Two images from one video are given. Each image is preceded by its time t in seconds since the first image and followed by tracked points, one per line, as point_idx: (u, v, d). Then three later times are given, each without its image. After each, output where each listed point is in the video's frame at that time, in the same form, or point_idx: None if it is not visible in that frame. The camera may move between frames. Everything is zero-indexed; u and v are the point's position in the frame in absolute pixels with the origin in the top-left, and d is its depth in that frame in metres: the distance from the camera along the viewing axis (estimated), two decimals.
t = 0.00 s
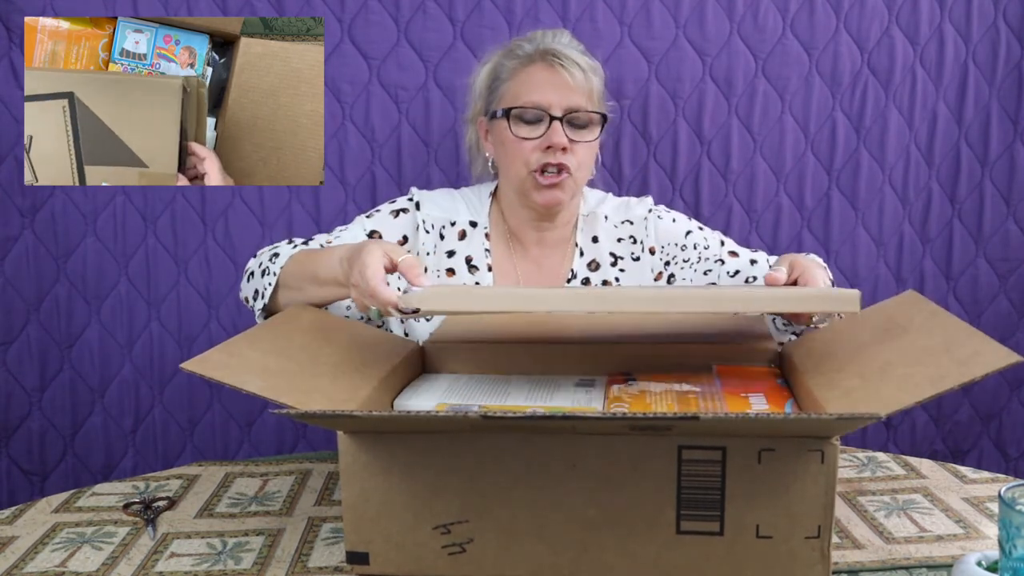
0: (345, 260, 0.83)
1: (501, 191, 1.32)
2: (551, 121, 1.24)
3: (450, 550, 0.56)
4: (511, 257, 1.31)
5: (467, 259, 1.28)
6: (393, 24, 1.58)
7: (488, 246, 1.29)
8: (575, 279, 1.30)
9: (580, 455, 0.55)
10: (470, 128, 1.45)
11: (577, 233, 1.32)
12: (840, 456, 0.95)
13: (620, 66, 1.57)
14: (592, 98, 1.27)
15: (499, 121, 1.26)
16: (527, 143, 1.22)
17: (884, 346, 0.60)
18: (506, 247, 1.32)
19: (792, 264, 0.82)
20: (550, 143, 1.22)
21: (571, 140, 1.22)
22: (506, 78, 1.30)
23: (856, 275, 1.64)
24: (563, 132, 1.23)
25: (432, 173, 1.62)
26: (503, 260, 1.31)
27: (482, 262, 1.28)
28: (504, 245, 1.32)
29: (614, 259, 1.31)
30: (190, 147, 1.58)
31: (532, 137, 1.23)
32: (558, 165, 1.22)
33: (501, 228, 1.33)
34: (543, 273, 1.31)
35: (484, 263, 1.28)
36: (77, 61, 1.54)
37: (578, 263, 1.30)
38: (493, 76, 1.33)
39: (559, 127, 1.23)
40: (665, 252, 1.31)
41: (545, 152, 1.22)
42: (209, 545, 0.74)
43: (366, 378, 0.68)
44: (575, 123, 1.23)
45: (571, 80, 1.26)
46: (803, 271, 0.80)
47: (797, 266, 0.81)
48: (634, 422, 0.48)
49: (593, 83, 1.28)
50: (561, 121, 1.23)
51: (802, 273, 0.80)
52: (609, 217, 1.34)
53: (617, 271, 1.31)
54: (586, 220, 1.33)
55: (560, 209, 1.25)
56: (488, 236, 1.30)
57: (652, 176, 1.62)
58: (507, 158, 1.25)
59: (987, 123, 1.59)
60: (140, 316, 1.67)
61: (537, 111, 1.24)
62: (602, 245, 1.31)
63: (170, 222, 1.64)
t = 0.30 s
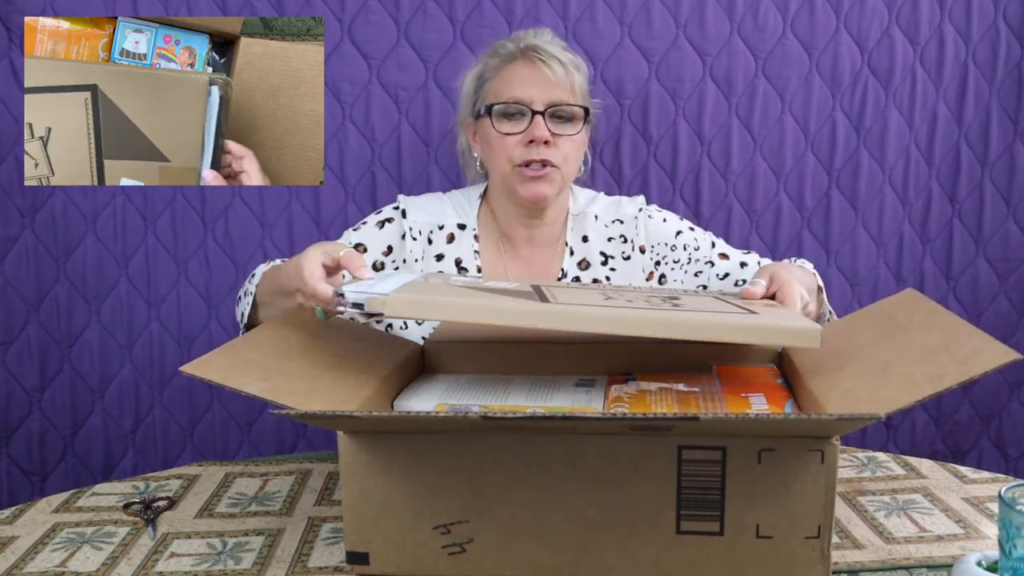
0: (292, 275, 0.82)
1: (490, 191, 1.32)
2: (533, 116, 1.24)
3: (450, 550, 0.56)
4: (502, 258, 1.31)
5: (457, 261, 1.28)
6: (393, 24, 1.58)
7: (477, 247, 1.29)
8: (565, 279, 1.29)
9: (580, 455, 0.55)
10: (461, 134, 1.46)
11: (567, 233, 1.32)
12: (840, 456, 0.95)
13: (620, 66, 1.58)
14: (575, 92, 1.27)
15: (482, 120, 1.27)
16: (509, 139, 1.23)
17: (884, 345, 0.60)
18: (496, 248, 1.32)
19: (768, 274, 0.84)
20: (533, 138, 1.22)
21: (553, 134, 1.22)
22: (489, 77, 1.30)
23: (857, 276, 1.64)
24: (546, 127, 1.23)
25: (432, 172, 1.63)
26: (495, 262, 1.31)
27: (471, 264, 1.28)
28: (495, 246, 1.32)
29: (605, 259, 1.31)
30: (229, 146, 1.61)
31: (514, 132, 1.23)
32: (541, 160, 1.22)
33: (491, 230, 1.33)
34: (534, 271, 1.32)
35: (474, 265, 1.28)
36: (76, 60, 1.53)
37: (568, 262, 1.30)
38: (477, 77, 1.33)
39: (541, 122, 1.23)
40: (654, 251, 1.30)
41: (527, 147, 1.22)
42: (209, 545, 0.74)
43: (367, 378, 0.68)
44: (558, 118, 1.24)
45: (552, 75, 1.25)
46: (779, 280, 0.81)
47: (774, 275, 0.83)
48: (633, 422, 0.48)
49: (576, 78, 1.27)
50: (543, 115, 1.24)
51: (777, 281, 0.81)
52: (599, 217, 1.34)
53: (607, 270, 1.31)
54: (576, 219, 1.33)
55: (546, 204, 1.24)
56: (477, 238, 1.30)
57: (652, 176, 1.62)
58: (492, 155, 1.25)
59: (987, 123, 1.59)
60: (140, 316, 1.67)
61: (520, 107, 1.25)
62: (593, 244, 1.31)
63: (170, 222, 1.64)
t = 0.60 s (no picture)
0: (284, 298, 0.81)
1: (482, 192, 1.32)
2: (516, 110, 1.24)
3: (450, 550, 0.56)
4: (495, 258, 1.32)
5: (449, 264, 1.29)
6: (392, 24, 1.58)
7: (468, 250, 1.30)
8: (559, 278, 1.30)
9: (580, 455, 0.55)
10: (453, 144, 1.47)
11: (561, 231, 1.32)
12: (840, 456, 0.95)
13: (620, 66, 1.58)
14: (556, 85, 1.28)
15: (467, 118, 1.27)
16: (495, 133, 1.23)
17: (884, 344, 0.60)
18: (489, 247, 1.32)
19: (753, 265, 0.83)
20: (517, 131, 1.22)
21: (538, 127, 1.23)
22: (473, 78, 1.31)
23: (857, 276, 1.64)
24: (529, 119, 1.23)
25: (432, 172, 1.63)
26: (488, 263, 1.32)
27: (463, 266, 1.28)
28: (488, 247, 1.32)
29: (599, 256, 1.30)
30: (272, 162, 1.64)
31: (500, 128, 1.23)
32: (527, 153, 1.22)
33: (483, 230, 1.33)
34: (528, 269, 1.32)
35: (466, 268, 1.28)
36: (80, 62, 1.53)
37: (562, 260, 1.30)
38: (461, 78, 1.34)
39: (525, 115, 1.24)
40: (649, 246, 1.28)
41: (513, 140, 1.22)
42: (209, 545, 0.74)
43: (367, 378, 0.68)
44: (541, 110, 1.24)
45: (532, 69, 1.27)
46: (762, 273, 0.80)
47: (758, 266, 0.82)
48: (633, 422, 0.48)
49: (556, 73, 1.29)
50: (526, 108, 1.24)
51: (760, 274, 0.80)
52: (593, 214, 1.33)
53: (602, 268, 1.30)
54: (570, 218, 1.32)
55: (535, 199, 1.24)
56: (468, 241, 1.31)
57: (652, 176, 1.62)
58: (479, 152, 1.26)
59: (987, 123, 1.59)
60: (140, 316, 1.67)
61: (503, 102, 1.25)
62: (587, 243, 1.30)
63: (170, 222, 1.64)
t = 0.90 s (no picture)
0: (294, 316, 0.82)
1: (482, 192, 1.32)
2: (515, 108, 1.24)
3: (450, 550, 0.56)
4: (495, 259, 1.31)
5: (449, 265, 1.27)
6: (393, 24, 1.58)
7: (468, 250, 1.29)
8: (561, 279, 1.29)
9: (580, 455, 0.55)
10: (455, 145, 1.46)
11: (562, 232, 1.31)
12: (840, 456, 0.95)
13: (620, 66, 1.58)
14: (556, 83, 1.28)
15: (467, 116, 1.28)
16: (494, 131, 1.23)
17: (884, 344, 0.60)
18: (488, 247, 1.32)
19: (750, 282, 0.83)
20: (516, 128, 1.22)
21: (536, 127, 1.22)
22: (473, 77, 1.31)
23: (857, 276, 1.64)
24: (528, 117, 1.23)
25: (432, 172, 1.63)
26: (487, 264, 1.31)
27: (463, 268, 1.27)
28: (488, 247, 1.31)
29: (601, 259, 1.30)
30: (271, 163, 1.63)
31: (499, 128, 1.23)
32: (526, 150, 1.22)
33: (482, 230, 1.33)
34: (527, 268, 1.31)
35: (467, 268, 1.27)
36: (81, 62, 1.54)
37: (562, 262, 1.29)
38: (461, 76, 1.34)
39: (524, 113, 1.24)
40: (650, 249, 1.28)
41: (512, 138, 1.22)
42: (209, 545, 0.74)
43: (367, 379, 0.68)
44: (540, 109, 1.24)
45: (531, 67, 1.27)
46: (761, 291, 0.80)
47: (757, 282, 0.81)
48: (634, 422, 0.48)
49: (554, 71, 1.29)
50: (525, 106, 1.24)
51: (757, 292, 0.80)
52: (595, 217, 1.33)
53: (603, 270, 1.29)
54: (571, 219, 1.32)
55: (533, 198, 1.23)
56: (468, 241, 1.30)
57: (652, 176, 1.62)
58: (478, 150, 1.26)
59: (987, 123, 1.59)
60: (140, 316, 1.67)
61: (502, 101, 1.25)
62: (589, 245, 1.30)
63: (170, 222, 1.64)
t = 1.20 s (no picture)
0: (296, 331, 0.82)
1: (483, 192, 1.32)
2: (521, 111, 1.24)
3: (450, 550, 0.56)
4: (494, 259, 1.31)
5: (449, 269, 1.28)
6: (393, 24, 1.58)
7: (467, 253, 1.29)
8: (561, 280, 1.29)
9: (579, 455, 0.55)
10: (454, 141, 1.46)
11: (562, 233, 1.31)
12: (840, 456, 0.95)
13: (620, 67, 1.58)
14: (562, 88, 1.28)
15: (471, 117, 1.27)
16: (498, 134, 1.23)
17: (885, 344, 0.60)
18: (488, 248, 1.31)
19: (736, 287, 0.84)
20: (520, 132, 1.22)
21: (541, 130, 1.22)
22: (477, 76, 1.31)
23: (857, 276, 1.64)
24: (533, 121, 1.23)
25: (431, 171, 1.62)
26: (487, 264, 1.31)
27: (463, 271, 1.27)
28: (487, 247, 1.31)
29: (601, 259, 1.30)
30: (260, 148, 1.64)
31: (503, 128, 1.23)
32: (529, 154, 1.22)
33: (482, 231, 1.32)
34: (527, 270, 1.31)
35: (466, 271, 1.27)
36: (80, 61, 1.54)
37: (563, 263, 1.29)
38: (465, 76, 1.34)
39: (529, 116, 1.24)
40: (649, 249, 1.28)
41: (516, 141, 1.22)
42: (209, 545, 0.74)
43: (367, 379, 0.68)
44: (546, 112, 1.24)
45: (537, 71, 1.27)
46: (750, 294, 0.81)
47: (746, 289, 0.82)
48: (634, 423, 0.48)
49: (561, 75, 1.29)
50: (531, 110, 1.24)
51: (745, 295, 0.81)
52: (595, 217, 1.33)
53: (603, 271, 1.30)
54: (571, 219, 1.32)
55: (534, 199, 1.23)
56: (467, 244, 1.30)
57: (652, 176, 1.62)
58: (481, 151, 1.25)
59: (987, 123, 1.59)
60: (140, 316, 1.67)
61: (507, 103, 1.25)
62: (589, 245, 1.30)
63: (170, 222, 1.64)
